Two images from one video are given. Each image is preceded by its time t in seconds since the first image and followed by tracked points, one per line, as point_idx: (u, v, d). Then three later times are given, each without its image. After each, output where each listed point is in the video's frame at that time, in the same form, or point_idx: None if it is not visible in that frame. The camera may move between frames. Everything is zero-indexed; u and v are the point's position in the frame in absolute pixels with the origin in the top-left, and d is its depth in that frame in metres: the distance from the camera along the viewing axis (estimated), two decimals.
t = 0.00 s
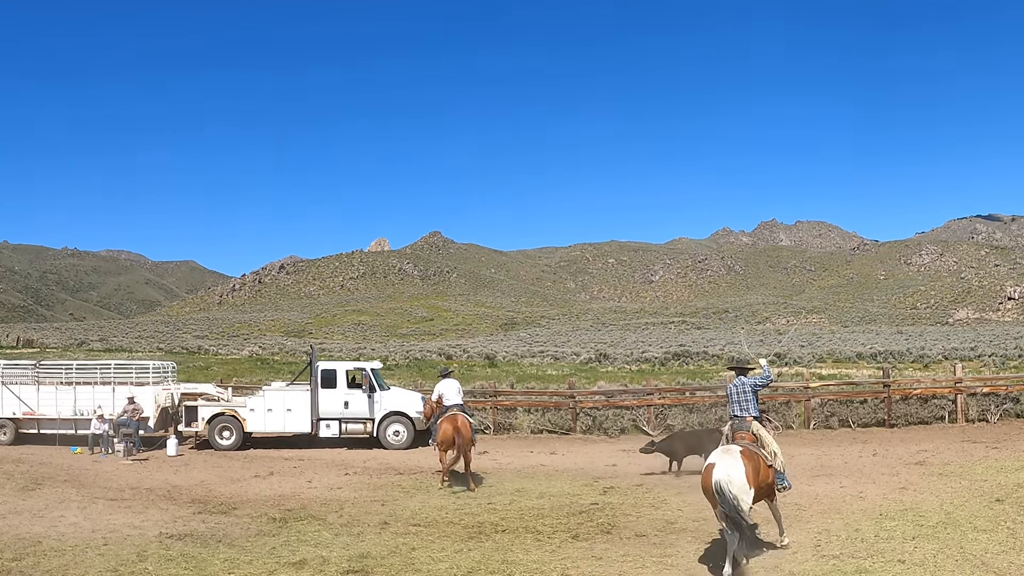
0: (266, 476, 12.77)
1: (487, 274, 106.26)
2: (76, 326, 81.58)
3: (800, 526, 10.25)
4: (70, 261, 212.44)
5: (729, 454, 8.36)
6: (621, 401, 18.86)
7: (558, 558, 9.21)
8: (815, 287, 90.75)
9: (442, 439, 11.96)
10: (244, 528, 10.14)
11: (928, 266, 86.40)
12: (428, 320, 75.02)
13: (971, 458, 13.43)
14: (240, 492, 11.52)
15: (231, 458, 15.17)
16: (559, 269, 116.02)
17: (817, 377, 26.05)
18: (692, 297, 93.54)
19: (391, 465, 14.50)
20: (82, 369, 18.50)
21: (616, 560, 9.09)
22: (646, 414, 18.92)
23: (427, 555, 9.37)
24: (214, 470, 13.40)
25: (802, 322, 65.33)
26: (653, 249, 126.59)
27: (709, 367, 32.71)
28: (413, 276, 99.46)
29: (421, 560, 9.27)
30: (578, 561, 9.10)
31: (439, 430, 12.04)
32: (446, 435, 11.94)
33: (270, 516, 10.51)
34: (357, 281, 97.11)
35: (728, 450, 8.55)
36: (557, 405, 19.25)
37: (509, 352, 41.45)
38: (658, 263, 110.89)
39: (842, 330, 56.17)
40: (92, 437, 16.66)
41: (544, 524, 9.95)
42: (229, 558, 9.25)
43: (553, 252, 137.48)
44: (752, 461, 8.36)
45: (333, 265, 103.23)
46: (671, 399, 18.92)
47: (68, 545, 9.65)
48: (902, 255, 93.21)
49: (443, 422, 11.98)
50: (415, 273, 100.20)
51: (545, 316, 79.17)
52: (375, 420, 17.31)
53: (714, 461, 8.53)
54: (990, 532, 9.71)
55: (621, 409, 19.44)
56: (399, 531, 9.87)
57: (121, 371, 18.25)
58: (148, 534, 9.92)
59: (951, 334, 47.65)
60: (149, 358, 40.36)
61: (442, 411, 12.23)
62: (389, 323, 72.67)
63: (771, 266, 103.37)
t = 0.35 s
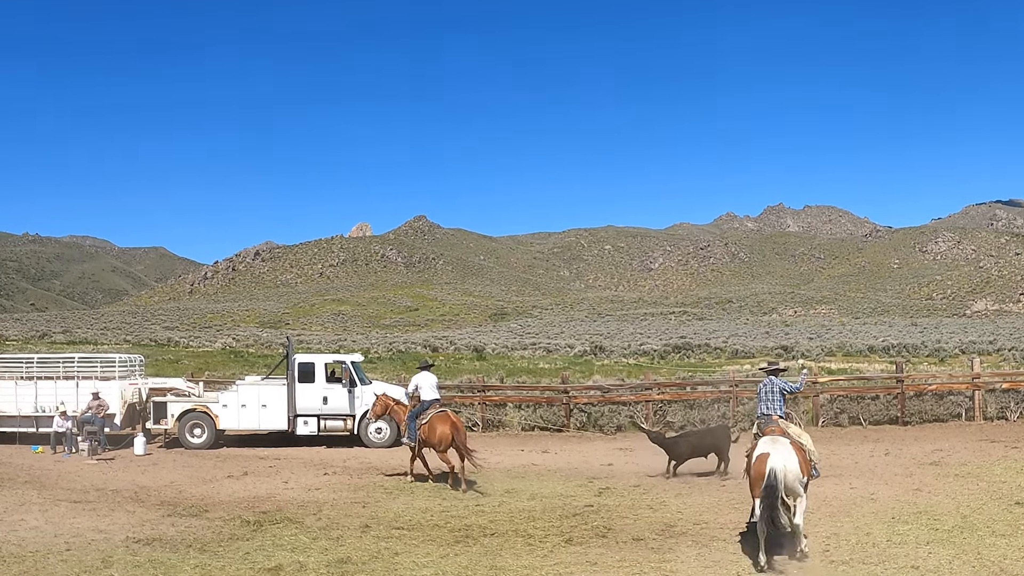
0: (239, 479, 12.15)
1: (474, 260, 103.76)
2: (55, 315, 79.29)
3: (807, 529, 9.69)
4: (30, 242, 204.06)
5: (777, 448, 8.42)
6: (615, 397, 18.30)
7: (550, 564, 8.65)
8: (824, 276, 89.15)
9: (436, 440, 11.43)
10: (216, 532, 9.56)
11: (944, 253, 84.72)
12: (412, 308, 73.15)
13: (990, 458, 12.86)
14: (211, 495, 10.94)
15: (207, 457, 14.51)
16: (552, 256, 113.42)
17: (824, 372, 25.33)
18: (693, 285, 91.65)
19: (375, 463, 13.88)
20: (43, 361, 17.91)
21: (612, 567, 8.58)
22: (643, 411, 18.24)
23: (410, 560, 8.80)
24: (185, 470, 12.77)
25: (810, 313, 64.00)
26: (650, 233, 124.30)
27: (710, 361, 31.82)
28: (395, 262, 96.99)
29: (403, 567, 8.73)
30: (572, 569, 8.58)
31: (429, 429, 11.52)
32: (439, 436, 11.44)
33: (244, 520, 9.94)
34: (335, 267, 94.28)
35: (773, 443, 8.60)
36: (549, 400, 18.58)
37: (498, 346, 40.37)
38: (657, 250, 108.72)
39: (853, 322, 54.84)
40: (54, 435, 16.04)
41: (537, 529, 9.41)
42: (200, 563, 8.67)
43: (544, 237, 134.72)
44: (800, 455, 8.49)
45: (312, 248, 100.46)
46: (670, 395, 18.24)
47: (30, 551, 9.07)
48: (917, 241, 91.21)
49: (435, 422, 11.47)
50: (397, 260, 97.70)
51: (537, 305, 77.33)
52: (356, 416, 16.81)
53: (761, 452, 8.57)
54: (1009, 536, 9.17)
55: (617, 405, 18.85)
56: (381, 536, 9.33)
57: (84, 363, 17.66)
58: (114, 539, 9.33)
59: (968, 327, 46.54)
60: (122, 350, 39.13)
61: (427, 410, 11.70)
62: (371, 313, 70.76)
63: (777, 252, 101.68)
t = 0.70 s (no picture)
0: (155, 432, 11.47)
1: (400, 193, 100.09)
2: None
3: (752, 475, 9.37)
4: None
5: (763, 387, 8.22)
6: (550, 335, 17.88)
7: (484, 514, 8.36)
8: (768, 207, 88.29)
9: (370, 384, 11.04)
10: (131, 488, 8.99)
11: (897, 186, 84.95)
12: (333, 245, 70.11)
13: (943, 399, 12.72)
14: (125, 449, 10.35)
15: (124, 410, 13.74)
16: (482, 187, 109.59)
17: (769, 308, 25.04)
18: (633, 218, 89.00)
19: (303, 410, 13.29)
20: None
21: (549, 515, 8.32)
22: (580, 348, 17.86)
23: (338, 513, 8.42)
24: (98, 425, 12.04)
25: (753, 248, 63.37)
26: (587, 163, 121.41)
27: (649, 297, 31.22)
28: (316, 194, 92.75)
29: (331, 520, 8.30)
30: (508, 518, 8.29)
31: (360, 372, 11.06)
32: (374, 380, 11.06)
33: (160, 475, 9.40)
34: (252, 202, 89.75)
35: (753, 382, 8.38)
36: (481, 339, 18.04)
37: (428, 283, 39.15)
38: (594, 181, 105.87)
39: (799, 257, 54.26)
40: None
41: (469, 476, 9.17)
42: (115, 524, 8.11)
43: (474, 167, 130.91)
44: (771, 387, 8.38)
45: (224, 184, 95.24)
46: (609, 333, 17.88)
47: None
48: (866, 174, 90.90)
49: (368, 364, 11.03)
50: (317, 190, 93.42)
51: (468, 239, 74.66)
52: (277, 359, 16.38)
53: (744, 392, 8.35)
54: (965, 479, 8.88)
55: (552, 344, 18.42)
56: (305, 487, 8.92)
57: None
58: (21, 501, 8.67)
59: (920, 262, 46.39)
60: (30, 296, 37.00)
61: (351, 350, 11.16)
62: (289, 250, 67.79)
63: (721, 181, 100.22)
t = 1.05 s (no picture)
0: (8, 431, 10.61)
1: (270, 159, 91.66)
2: None
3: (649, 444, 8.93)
4: None
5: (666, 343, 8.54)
6: (432, 306, 17.21)
7: (368, 497, 7.92)
8: (662, 164, 85.98)
9: (248, 360, 11.23)
10: None
11: (795, 139, 83.92)
12: (198, 218, 62.57)
13: (845, 359, 12.65)
14: None
15: None
16: (359, 150, 101.21)
17: (666, 272, 24.62)
18: (518, 181, 83.21)
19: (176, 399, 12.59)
20: None
21: (437, 496, 7.90)
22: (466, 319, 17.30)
23: (212, 504, 7.92)
24: None
25: (648, 206, 61.28)
26: (472, 121, 116.00)
27: (534, 263, 30.36)
28: (177, 163, 83.75)
29: (204, 513, 7.78)
30: (393, 500, 7.85)
31: (237, 351, 11.16)
32: (250, 355, 11.26)
33: (20, 475, 8.77)
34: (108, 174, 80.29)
35: (652, 341, 8.68)
36: (359, 314, 17.21)
37: (301, 254, 36.87)
38: (476, 140, 98.71)
39: (694, 215, 52.92)
40: None
41: (351, 459, 8.74)
42: None
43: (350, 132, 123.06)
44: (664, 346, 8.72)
45: (74, 154, 84.86)
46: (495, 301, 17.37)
47: None
48: (764, 128, 89.25)
49: (242, 341, 11.17)
50: (180, 160, 84.35)
51: (340, 204, 68.79)
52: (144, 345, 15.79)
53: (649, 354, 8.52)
54: (870, 440, 8.61)
55: (434, 316, 17.74)
56: (176, 479, 8.41)
57: None
58: None
59: (820, 219, 46.10)
60: None
61: (223, 331, 11.14)
62: (150, 225, 61.51)
63: (609, 137, 96.66)
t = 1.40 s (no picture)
0: None
1: (185, 149, 87.15)
2: None
3: (589, 439, 8.57)
4: None
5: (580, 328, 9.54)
6: (358, 299, 16.77)
7: (292, 502, 7.52)
8: (599, 148, 84.11)
9: (156, 359, 11.06)
10: None
11: (740, 119, 82.93)
12: (113, 215, 60.37)
13: (792, 347, 12.43)
14: None
15: None
16: (279, 138, 97.68)
17: (606, 260, 24.18)
18: (449, 168, 80.47)
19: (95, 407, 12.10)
20: None
21: (364, 499, 7.51)
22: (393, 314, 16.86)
23: (128, 514, 7.51)
24: None
25: (584, 194, 59.87)
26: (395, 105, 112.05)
27: (466, 253, 29.71)
28: (89, 156, 79.80)
29: (120, 523, 7.37)
30: (318, 505, 7.45)
31: (144, 349, 11.00)
32: (158, 355, 11.09)
33: None
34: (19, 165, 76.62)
35: (566, 325, 9.60)
36: (281, 310, 16.70)
37: (220, 250, 35.39)
38: (404, 126, 95.46)
39: (635, 201, 51.83)
40: None
41: (274, 463, 8.34)
42: None
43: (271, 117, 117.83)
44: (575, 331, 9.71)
45: None
46: (422, 295, 16.93)
47: None
48: (707, 108, 88.01)
49: (149, 339, 11.01)
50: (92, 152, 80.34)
51: (256, 198, 65.70)
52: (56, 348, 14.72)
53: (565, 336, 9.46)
54: (818, 430, 8.29)
55: (360, 312, 17.25)
56: (90, 489, 8.00)
57: None
58: None
59: (767, 202, 45.64)
60: None
61: (127, 329, 10.96)
62: (62, 222, 58.50)
63: (542, 123, 94.45)
